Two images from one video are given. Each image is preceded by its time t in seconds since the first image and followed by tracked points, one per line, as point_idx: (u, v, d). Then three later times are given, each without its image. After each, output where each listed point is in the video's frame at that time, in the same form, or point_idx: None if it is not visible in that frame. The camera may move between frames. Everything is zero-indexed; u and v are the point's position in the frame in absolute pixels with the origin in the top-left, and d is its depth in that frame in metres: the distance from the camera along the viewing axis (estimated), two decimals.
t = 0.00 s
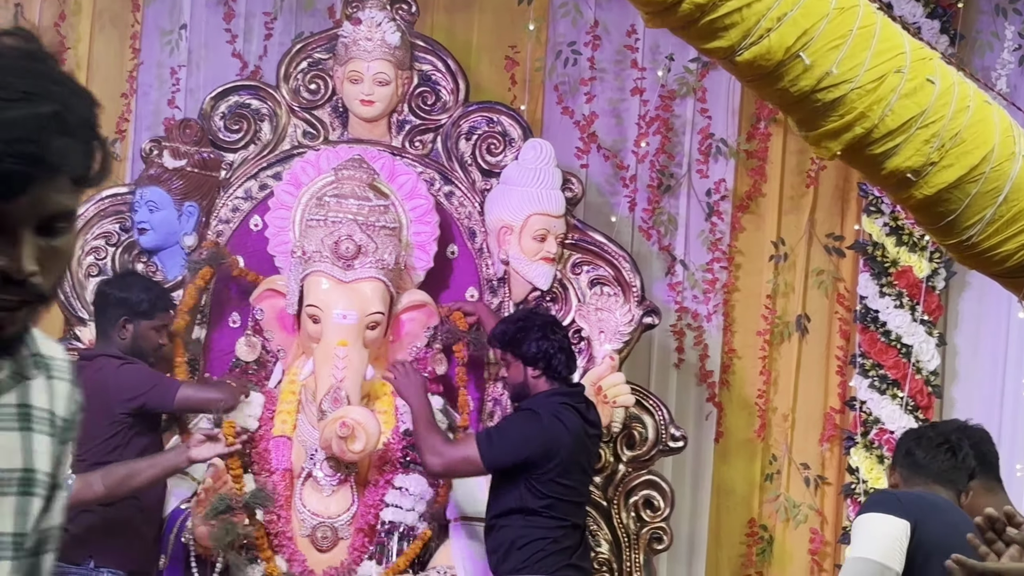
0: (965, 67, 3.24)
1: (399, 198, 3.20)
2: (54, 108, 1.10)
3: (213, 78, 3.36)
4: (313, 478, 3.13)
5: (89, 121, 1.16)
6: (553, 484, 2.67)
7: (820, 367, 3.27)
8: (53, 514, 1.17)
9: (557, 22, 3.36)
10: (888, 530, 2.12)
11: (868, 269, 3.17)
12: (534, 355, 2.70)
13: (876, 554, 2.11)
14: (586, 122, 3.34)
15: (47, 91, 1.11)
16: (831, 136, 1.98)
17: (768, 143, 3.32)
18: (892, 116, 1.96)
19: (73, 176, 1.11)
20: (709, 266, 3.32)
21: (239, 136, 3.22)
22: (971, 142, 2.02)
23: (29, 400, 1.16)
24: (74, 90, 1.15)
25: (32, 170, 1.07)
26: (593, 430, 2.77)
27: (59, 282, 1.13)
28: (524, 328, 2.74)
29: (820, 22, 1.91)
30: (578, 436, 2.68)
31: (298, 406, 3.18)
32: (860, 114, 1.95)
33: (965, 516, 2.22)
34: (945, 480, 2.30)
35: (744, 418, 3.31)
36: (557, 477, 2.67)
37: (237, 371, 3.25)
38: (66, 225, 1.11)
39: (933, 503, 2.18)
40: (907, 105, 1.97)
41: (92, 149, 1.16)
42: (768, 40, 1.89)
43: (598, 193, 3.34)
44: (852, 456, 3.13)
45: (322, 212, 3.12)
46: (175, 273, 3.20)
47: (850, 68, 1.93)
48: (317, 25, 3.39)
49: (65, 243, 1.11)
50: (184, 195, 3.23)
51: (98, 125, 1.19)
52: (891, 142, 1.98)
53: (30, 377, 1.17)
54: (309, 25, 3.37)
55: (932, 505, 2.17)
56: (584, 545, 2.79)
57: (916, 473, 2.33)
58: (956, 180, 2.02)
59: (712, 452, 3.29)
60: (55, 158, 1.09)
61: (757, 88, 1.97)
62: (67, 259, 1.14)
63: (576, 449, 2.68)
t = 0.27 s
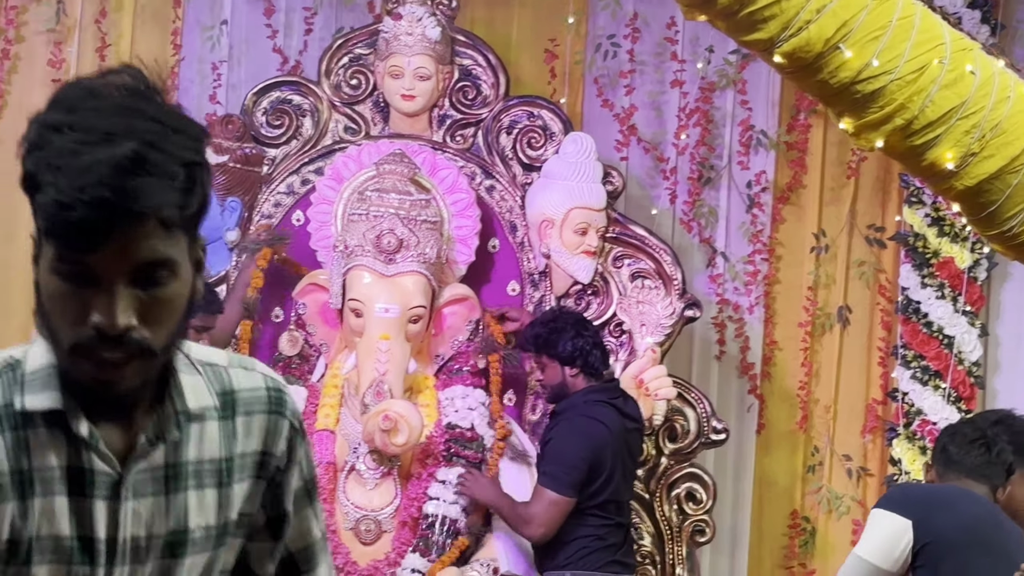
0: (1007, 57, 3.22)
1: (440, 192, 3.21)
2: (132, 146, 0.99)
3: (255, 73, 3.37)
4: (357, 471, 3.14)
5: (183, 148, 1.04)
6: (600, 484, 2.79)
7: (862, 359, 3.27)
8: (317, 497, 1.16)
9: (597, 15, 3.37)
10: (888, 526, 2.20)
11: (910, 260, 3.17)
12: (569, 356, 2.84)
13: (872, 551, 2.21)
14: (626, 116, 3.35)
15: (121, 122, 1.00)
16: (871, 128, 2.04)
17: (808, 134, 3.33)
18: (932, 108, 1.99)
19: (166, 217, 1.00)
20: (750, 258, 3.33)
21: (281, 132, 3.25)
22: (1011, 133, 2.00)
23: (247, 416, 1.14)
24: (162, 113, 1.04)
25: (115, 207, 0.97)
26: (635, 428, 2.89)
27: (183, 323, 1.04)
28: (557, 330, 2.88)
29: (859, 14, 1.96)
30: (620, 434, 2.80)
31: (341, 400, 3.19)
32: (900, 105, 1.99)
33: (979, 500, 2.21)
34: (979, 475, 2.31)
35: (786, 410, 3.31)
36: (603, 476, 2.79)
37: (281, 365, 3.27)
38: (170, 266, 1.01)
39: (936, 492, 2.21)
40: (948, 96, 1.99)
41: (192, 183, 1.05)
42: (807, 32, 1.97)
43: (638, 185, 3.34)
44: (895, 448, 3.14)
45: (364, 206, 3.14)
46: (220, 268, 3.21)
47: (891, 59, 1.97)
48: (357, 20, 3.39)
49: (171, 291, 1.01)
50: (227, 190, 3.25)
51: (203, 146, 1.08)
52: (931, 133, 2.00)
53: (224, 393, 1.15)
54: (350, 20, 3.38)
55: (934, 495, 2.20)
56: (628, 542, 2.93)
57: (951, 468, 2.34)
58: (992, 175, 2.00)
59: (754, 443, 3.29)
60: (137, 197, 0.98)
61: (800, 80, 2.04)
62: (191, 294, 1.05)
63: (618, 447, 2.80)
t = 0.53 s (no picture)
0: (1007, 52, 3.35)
1: (463, 185, 3.35)
2: (121, 367, 0.96)
3: (285, 73, 3.51)
4: (386, 453, 3.26)
5: (182, 348, 1.01)
6: (618, 470, 2.93)
7: (870, 342, 3.41)
8: None
9: (613, 13, 3.51)
10: (885, 507, 2.35)
11: (915, 248, 3.31)
12: (586, 346, 3.00)
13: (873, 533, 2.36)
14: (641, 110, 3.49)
15: (115, 337, 0.97)
16: (879, 120, 2.08)
17: (816, 128, 3.46)
18: (934, 100, 2.03)
19: (167, 437, 0.98)
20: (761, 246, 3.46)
21: (311, 128, 3.38)
22: (1010, 125, 2.06)
23: (316, 556, 1.25)
24: (161, 312, 1.01)
25: (111, 436, 0.96)
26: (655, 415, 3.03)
27: (206, 521, 1.06)
28: (576, 323, 3.04)
29: (862, 11, 1.96)
30: (639, 421, 2.95)
31: (370, 385, 3.33)
32: (903, 99, 2.03)
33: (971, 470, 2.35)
34: (970, 450, 2.45)
35: (797, 392, 3.44)
36: (621, 463, 2.93)
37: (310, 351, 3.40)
38: (183, 480, 1.00)
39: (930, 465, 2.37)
40: (948, 89, 2.04)
41: (200, 377, 1.02)
42: (813, 28, 1.96)
43: (654, 178, 3.48)
44: (901, 427, 3.28)
45: (391, 199, 3.28)
46: (253, 258, 3.38)
47: (894, 56, 2.00)
48: (383, 21, 3.52)
49: (183, 509, 1.01)
50: (259, 185, 3.39)
51: (216, 330, 1.05)
52: (932, 125, 2.05)
53: (288, 536, 1.25)
54: (376, 21, 3.51)
55: (931, 470, 2.35)
56: (649, 525, 3.08)
57: (942, 443, 2.49)
58: (988, 166, 2.06)
59: (767, 423, 3.43)
60: (142, 406, 0.97)
61: (806, 74, 2.05)
62: (211, 491, 1.05)
63: (637, 434, 2.95)
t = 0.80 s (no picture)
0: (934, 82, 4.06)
1: (487, 194, 4.06)
2: (173, 420, 1.14)
3: (338, 102, 4.24)
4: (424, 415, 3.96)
5: (229, 396, 1.17)
6: (615, 431, 3.64)
7: (823, 321, 4.14)
8: None
9: (610, 50, 4.22)
10: (837, 453, 2.72)
11: (860, 244, 4.01)
12: (600, 329, 3.69)
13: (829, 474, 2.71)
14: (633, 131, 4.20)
15: (167, 393, 1.14)
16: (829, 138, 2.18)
17: (778, 145, 4.18)
18: (874, 122, 2.16)
19: (221, 474, 1.16)
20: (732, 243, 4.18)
21: (360, 148, 4.10)
22: (938, 142, 2.18)
23: (383, 532, 1.40)
24: (208, 364, 1.17)
25: (172, 478, 1.14)
26: (647, 386, 3.71)
27: (269, 526, 1.26)
28: (591, 308, 3.71)
29: (815, 47, 2.11)
30: (635, 391, 3.63)
31: (410, 359, 4.02)
32: (848, 121, 2.15)
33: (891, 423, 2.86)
34: (890, 405, 2.90)
35: (762, 362, 4.16)
36: (617, 424, 3.63)
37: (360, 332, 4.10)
38: (240, 506, 1.18)
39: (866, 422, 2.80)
40: (887, 112, 2.17)
41: (246, 419, 1.18)
42: (775, 62, 2.10)
43: (644, 187, 4.20)
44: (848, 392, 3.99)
45: (426, 206, 3.99)
46: (313, 255, 4.08)
47: (841, 84, 2.13)
48: (420, 59, 4.25)
49: (243, 523, 1.20)
50: (317, 195, 4.11)
51: (263, 371, 1.21)
52: (873, 143, 2.17)
53: (354, 517, 1.40)
54: (414, 58, 4.25)
55: (868, 427, 2.76)
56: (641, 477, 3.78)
57: (867, 399, 2.95)
58: (923, 174, 2.18)
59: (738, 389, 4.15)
60: (201, 452, 1.14)
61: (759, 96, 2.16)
62: (270, 505, 1.24)
63: (632, 401, 3.64)
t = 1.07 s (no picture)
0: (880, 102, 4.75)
1: (499, 201, 4.75)
2: (216, 395, 1.21)
3: (371, 123, 4.98)
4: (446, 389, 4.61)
5: (269, 372, 1.24)
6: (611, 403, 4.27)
7: (786, 308, 4.87)
8: (496, 523, 1.46)
9: (604, 77, 4.93)
10: (779, 417, 3.15)
11: (818, 241, 4.70)
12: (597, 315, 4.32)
13: (773, 435, 3.13)
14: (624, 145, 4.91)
15: (213, 370, 1.22)
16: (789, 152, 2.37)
17: (747, 157, 4.89)
18: (831, 136, 2.33)
19: (261, 442, 1.20)
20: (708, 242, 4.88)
21: (390, 161, 4.79)
22: (886, 153, 2.35)
23: (427, 482, 1.46)
24: (249, 343, 1.24)
25: (224, 440, 1.19)
26: (636, 364, 4.35)
27: (315, 489, 1.28)
28: (587, 298, 4.35)
29: (779, 73, 2.30)
30: (626, 367, 4.28)
31: (434, 341, 4.70)
32: (807, 135, 2.33)
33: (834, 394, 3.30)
34: (826, 373, 3.39)
35: (734, 343, 4.87)
36: (612, 398, 4.26)
37: (391, 318, 4.77)
38: (283, 471, 1.23)
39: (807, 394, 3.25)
40: (841, 128, 2.34)
41: (283, 391, 1.24)
42: (743, 87, 2.30)
43: (633, 194, 4.89)
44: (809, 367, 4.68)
45: (447, 210, 4.68)
46: (350, 253, 4.76)
47: (801, 104, 2.32)
48: (441, 85, 4.97)
49: (285, 485, 1.23)
50: (354, 202, 4.81)
51: (300, 349, 1.28)
52: (828, 155, 2.35)
53: (400, 470, 1.45)
54: (436, 85, 4.97)
55: (805, 399, 3.21)
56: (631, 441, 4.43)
57: (810, 363, 3.42)
58: (871, 182, 2.35)
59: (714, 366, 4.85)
60: (246, 418, 1.20)
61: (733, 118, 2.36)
62: (313, 470, 1.27)
63: (625, 376, 4.28)
